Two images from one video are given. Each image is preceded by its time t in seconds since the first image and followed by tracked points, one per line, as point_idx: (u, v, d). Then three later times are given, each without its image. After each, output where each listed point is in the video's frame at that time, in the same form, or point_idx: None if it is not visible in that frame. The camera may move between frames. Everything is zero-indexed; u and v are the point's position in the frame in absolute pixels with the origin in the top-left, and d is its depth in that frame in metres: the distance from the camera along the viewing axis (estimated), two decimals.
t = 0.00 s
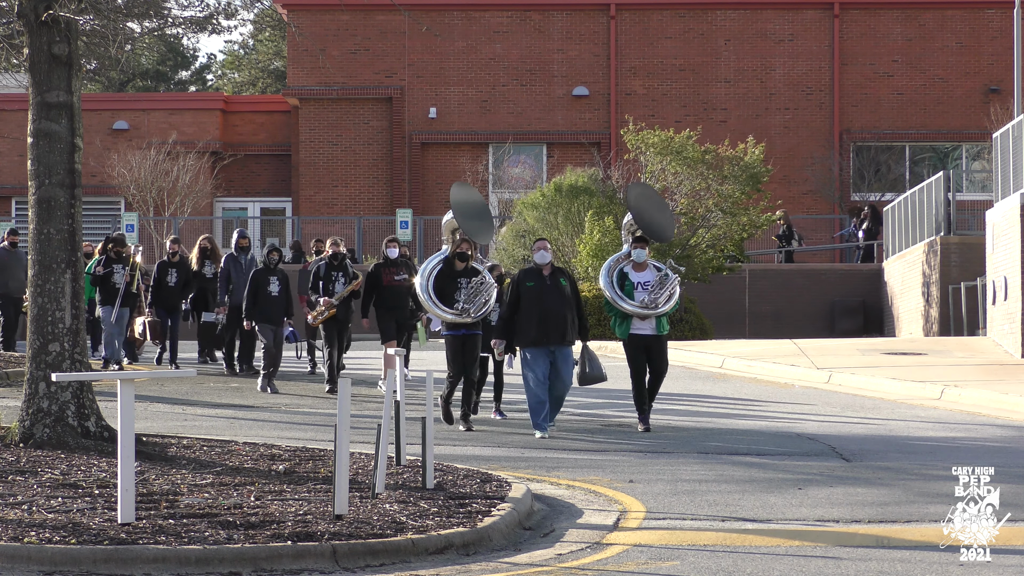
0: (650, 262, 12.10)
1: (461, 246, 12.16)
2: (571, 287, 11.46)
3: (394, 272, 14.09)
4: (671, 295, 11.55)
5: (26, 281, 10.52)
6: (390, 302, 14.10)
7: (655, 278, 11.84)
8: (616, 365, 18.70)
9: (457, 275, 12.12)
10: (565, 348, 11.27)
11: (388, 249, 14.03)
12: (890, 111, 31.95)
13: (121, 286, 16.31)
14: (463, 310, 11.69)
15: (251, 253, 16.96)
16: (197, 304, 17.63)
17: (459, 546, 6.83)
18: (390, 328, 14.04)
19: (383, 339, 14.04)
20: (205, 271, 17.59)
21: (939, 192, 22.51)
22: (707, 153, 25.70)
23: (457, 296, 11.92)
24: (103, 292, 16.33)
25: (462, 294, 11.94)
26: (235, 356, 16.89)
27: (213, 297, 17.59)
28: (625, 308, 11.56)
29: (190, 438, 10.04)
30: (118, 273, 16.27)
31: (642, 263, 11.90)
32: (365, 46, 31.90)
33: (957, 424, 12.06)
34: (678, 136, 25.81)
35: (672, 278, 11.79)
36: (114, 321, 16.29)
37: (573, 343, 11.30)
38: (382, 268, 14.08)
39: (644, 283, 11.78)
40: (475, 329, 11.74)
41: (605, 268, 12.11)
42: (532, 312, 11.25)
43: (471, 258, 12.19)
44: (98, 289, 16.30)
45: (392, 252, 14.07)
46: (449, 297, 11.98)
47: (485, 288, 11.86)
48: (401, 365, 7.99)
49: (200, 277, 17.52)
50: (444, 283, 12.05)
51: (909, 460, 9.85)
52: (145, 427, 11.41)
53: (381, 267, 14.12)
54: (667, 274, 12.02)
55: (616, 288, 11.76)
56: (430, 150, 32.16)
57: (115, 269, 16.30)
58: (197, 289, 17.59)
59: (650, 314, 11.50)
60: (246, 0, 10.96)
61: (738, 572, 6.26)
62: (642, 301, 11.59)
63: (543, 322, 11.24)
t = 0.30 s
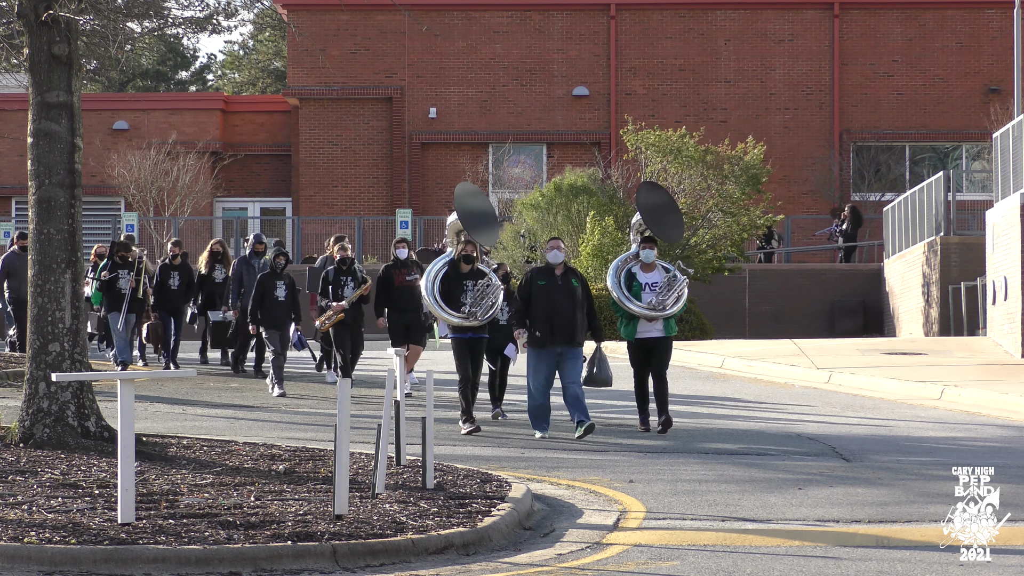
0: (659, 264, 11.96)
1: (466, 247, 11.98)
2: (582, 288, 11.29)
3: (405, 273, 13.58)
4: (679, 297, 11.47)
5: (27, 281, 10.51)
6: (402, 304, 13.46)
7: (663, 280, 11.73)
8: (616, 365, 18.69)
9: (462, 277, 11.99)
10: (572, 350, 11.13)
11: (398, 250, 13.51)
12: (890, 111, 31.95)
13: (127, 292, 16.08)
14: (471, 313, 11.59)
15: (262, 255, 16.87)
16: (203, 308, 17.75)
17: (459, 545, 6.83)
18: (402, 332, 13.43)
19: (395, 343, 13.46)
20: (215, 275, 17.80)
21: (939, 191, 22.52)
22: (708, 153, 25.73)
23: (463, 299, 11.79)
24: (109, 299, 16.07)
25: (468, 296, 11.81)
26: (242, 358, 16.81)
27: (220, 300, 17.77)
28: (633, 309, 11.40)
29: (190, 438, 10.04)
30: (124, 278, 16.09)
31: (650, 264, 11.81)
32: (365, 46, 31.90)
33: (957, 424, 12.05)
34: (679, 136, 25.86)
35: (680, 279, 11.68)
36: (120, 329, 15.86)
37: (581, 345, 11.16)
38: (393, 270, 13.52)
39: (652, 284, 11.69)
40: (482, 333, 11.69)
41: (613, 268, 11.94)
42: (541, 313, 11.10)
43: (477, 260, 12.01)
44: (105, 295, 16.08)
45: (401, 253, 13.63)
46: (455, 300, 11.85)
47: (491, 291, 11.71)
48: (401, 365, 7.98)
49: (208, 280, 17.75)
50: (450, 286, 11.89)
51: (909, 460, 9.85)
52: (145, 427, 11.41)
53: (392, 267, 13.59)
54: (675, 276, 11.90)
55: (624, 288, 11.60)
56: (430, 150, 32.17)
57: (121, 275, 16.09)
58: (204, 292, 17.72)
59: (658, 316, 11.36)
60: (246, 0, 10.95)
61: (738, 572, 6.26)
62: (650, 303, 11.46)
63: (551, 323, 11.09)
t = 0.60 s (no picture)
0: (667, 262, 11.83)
1: (470, 246, 11.78)
2: (600, 290, 10.99)
3: (417, 274, 13.45)
4: (687, 296, 11.28)
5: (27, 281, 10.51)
6: (413, 304, 13.35)
7: (671, 278, 11.58)
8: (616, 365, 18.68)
9: (468, 276, 11.82)
10: (590, 353, 10.88)
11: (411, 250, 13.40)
12: (890, 111, 31.95)
13: (130, 288, 15.80)
14: (477, 311, 11.34)
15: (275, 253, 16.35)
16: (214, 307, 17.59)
17: (459, 545, 6.83)
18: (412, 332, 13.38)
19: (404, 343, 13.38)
20: (222, 271, 17.41)
21: (939, 192, 22.51)
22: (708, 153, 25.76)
23: (468, 297, 11.61)
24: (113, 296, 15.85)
25: (474, 294, 11.63)
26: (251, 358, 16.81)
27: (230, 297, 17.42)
28: (641, 309, 11.22)
29: (190, 438, 10.05)
30: (129, 274, 15.85)
31: (659, 263, 11.66)
32: (365, 46, 31.89)
33: (957, 424, 12.06)
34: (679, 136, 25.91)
35: (689, 279, 11.53)
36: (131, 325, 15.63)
37: (599, 349, 10.90)
38: (405, 270, 13.41)
39: (660, 284, 11.53)
40: (490, 330, 11.42)
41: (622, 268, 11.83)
42: (556, 314, 10.85)
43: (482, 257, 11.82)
44: (109, 292, 15.84)
45: (415, 254, 13.51)
46: (461, 299, 11.69)
47: (496, 289, 11.51)
48: (401, 364, 7.97)
49: (217, 277, 17.38)
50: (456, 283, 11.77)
51: (910, 460, 9.85)
52: (145, 427, 11.42)
53: (405, 268, 13.46)
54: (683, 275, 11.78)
55: (632, 289, 11.50)
56: (430, 150, 32.17)
57: (125, 270, 15.86)
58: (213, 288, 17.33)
59: (666, 315, 11.17)
60: (246, 0, 10.95)
61: (739, 572, 6.25)
62: (657, 302, 11.27)
63: (568, 326, 10.83)
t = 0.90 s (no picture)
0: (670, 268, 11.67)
1: (478, 251, 11.64)
2: (613, 294, 10.94)
3: (430, 272, 13.21)
4: (694, 303, 11.23)
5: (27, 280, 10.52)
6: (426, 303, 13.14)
7: (677, 284, 11.44)
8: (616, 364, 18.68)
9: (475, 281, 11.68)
10: (605, 356, 10.77)
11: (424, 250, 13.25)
12: (890, 111, 31.95)
13: (136, 293, 15.77)
14: (484, 316, 11.18)
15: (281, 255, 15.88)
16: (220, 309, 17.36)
17: (459, 545, 6.83)
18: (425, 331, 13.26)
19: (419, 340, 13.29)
20: (226, 275, 17.28)
21: (939, 192, 22.52)
22: (708, 154, 25.76)
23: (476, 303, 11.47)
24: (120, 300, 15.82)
25: (481, 300, 11.49)
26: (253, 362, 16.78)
27: (236, 302, 17.36)
28: (647, 316, 11.16)
29: (190, 438, 10.04)
30: (136, 278, 15.81)
31: (665, 268, 11.54)
32: (365, 46, 31.89)
33: (957, 424, 12.06)
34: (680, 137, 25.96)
35: (695, 284, 11.40)
36: (134, 331, 15.71)
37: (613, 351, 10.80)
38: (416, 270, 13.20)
39: (666, 290, 11.43)
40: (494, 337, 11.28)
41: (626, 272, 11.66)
42: (572, 319, 10.75)
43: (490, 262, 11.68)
44: (115, 295, 15.80)
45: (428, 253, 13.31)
46: (467, 304, 11.56)
47: (504, 295, 11.35)
48: (401, 365, 7.97)
49: (222, 281, 17.25)
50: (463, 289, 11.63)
51: (909, 460, 9.85)
52: (146, 427, 11.42)
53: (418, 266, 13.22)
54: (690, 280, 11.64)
55: (638, 294, 11.36)
56: (430, 150, 32.16)
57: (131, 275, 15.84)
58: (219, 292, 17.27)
59: (673, 322, 11.16)
60: (246, 0, 10.95)
61: (738, 572, 6.25)
62: (664, 309, 11.23)
63: (583, 329, 10.72)
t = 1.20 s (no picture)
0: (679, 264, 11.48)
1: (483, 248, 11.49)
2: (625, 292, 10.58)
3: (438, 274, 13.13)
4: (704, 297, 11.02)
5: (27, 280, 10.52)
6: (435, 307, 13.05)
7: (686, 280, 11.25)
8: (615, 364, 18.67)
9: (480, 278, 11.58)
10: (618, 356, 10.48)
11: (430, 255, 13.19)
12: (890, 111, 31.94)
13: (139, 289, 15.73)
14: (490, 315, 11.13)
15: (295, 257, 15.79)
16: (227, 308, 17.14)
17: (459, 545, 6.83)
18: (437, 337, 13.12)
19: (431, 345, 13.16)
20: (234, 273, 17.07)
21: (938, 191, 22.52)
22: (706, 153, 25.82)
23: (481, 301, 11.41)
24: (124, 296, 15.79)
25: (486, 298, 11.43)
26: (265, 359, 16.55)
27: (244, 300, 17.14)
28: (655, 310, 10.91)
29: (189, 438, 10.04)
30: (141, 274, 15.82)
31: (672, 264, 11.30)
32: (365, 46, 31.90)
33: (957, 424, 12.06)
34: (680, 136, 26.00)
35: (704, 280, 11.22)
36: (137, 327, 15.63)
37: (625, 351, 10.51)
38: (424, 275, 13.16)
39: (675, 286, 11.20)
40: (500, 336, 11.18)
41: (633, 267, 11.41)
42: (582, 319, 10.41)
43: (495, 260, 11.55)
44: (120, 291, 15.80)
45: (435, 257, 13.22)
46: (472, 302, 11.47)
47: (510, 292, 11.33)
48: (400, 364, 7.97)
49: (229, 279, 17.02)
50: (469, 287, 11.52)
51: (909, 460, 9.86)
52: (145, 427, 11.42)
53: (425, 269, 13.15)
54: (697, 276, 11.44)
55: (646, 288, 11.12)
56: (430, 150, 32.16)
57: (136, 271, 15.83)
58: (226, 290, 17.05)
59: (682, 317, 10.91)
60: (246, 0, 10.95)
61: (738, 572, 6.25)
62: (673, 304, 10.99)
63: (596, 330, 10.40)
